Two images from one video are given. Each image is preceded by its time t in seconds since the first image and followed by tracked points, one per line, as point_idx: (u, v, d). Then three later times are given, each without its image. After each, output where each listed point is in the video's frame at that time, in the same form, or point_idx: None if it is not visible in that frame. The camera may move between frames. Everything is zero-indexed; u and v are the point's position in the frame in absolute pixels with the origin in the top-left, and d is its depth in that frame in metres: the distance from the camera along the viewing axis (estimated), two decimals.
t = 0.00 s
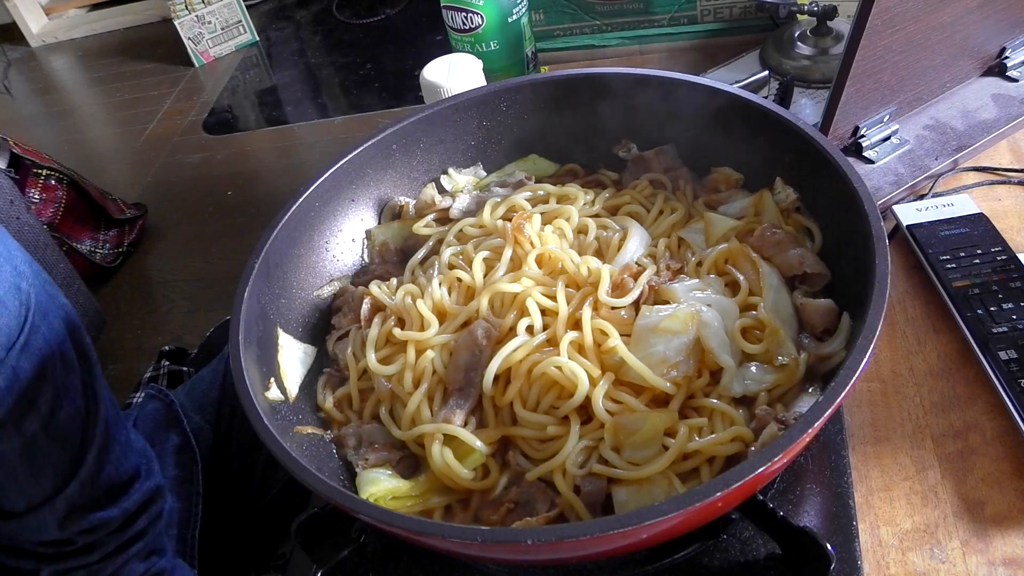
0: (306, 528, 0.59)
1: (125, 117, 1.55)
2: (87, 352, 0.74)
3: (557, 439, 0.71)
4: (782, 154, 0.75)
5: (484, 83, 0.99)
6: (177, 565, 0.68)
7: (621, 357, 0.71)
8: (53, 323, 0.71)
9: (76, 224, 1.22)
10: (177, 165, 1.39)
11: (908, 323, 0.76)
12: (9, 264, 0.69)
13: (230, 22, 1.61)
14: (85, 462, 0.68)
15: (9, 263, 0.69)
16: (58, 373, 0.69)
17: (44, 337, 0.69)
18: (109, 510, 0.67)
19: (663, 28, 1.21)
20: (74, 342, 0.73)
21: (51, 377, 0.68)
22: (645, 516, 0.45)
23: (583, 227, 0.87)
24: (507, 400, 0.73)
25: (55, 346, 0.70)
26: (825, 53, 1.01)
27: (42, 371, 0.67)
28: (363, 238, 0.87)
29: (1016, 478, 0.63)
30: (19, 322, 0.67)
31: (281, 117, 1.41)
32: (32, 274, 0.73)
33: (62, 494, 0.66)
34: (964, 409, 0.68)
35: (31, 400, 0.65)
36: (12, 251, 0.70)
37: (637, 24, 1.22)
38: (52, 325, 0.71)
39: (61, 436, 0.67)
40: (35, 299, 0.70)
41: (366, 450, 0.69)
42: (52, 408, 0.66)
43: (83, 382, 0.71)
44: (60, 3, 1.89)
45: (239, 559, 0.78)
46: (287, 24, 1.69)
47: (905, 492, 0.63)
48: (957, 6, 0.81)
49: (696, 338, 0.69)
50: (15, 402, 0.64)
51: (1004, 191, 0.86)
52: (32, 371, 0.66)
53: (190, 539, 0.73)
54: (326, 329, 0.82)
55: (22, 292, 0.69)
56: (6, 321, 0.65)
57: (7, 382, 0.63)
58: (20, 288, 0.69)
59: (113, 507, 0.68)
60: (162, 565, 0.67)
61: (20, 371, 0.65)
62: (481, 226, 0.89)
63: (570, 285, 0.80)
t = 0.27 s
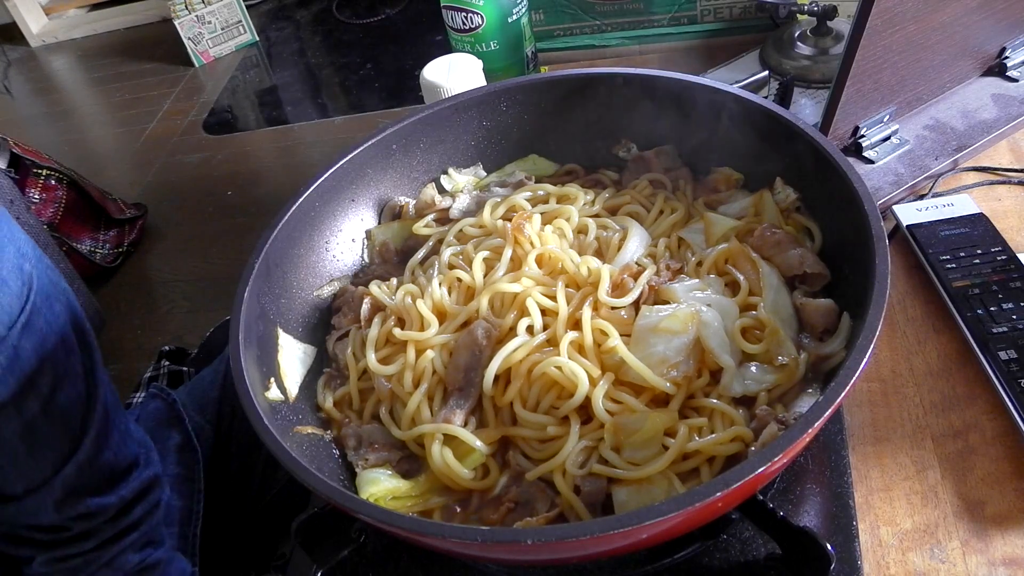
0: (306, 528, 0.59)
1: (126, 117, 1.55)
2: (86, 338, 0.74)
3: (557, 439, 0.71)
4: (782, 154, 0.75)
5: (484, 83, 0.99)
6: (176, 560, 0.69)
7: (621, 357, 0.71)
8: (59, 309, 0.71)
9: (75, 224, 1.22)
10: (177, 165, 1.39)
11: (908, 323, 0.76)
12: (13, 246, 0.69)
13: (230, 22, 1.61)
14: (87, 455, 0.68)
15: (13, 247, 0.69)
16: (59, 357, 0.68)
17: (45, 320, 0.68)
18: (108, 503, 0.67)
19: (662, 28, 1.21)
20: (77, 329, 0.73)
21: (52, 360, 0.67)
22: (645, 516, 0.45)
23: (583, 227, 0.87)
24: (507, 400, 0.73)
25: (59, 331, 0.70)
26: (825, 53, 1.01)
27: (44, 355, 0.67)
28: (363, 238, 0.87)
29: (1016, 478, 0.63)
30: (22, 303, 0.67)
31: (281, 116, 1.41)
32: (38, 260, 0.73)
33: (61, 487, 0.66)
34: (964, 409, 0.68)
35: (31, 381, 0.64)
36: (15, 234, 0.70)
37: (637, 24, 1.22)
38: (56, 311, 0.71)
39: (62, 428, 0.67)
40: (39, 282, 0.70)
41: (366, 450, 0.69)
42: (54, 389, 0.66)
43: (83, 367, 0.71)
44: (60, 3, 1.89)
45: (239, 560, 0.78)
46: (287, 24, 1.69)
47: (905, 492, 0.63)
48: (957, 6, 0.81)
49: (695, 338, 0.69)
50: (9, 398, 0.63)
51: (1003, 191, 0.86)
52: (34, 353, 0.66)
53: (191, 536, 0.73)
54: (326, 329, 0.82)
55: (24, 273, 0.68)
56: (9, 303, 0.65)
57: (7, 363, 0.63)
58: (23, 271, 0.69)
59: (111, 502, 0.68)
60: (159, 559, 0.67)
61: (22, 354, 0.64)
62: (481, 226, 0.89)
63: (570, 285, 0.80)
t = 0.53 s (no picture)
0: (306, 528, 0.59)
1: (126, 118, 1.55)
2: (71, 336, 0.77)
3: (557, 439, 0.71)
4: (782, 154, 0.75)
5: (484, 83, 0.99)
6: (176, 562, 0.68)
7: (621, 357, 0.71)
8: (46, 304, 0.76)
9: (76, 224, 1.22)
10: (177, 165, 1.39)
11: (908, 323, 0.76)
12: (9, 246, 0.74)
13: (230, 22, 1.61)
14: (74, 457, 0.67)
15: (9, 244, 0.73)
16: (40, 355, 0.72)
17: (32, 317, 0.72)
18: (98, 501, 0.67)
19: (663, 28, 1.21)
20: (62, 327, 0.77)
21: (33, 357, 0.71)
22: (645, 516, 0.45)
23: (583, 227, 0.87)
24: (507, 400, 0.73)
25: (45, 327, 0.74)
26: (825, 53, 1.01)
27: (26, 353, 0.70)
28: (363, 238, 0.87)
29: (1015, 478, 0.63)
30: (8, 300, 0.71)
31: (281, 116, 1.41)
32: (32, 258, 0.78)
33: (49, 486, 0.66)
34: (964, 409, 0.68)
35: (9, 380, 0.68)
36: (14, 235, 0.75)
37: (637, 24, 1.22)
38: (44, 307, 0.75)
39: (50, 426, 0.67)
40: (29, 279, 0.74)
41: (366, 450, 0.69)
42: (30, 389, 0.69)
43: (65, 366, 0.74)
44: (60, 3, 1.89)
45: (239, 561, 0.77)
46: (287, 25, 1.69)
47: (905, 492, 0.63)
48: (957, 6, 0.81)
49: (696, 338, 0.69)
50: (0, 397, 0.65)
51: (1004, 191, 0.86)
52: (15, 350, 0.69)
53: (195, 531, 0.71)
54: (326, 329, 0.82)
55: (15, 272, 0.73)
56: None
57: None
58: (13, 271, 0.73)
59: (108, 501, 0.67)
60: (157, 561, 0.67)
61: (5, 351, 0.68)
62: (481, 226, 0.89)
63: (570, 285, 0.80)
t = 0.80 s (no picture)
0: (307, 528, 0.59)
1: (126, 118, 1.55)
2: (68, 327, 0.75)
3: (557, 439, 0.71)
4: (782, 154, 0.75)
5: (484, 83, 0.99)
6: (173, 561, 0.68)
7: (621, 357, 0.71)
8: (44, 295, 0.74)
9: (76, 223, 1.22)
10: (177, 165, 1.39)
11: (908, 323, 0.76)
12: (5, 239, 0.73)
13: (230, 22, 1.61)
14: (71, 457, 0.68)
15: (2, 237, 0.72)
16: (35, 344, 0.70)
17: (28, 306, 0.71)
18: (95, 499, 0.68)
19: (663, 28, 1.21)
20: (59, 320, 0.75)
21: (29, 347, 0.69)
22: (646, 516, 0.45)
23: (583, 227, 0.87)
24: (507, 400, 0.73)
25: (42, 322, 0.72)
26: (825, 53, 1.01)
27: (20, 341, 0.68)
28: (363, 238, 0.87)
29: (1015, 478, 0.63)
30: (4, 289, 0.70)
31: (281, 116, 1.41)
32: (32, 254, 0.77)
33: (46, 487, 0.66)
34: (964, 409, 0.68)
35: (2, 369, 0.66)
36: (12, 230, 0.75)
37: (637, 24, 1.22)
38: (41, 298, 0.73)
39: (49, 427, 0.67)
40: (25, 273, 0.73)
41: (366, 450, 0.69)
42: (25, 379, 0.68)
43: (59, 357, 0.73)
44: (60, 3, 1.89)
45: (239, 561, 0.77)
46: (287, 24, 1.69)
47: (905, 492, 0.63)
48: (957, 6, 0.81)
49: (696, 338, 0.69)
50: None
51: (1003, 191, 0.86)
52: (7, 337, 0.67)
53: (194, 531, 0.71)
54: (326, 329, 0.82)
55: (11, 264, 0.72)
56: None
57: None
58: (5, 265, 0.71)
59: (105, 500, 0.67)
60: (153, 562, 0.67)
61: None
62: (481, 226, 0.89)
63: (570, 285, 0.80)
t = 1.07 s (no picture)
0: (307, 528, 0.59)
1: (125, 118, 1.55)
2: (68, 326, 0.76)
3: (557, 439, 0.71)
4: (782, 154, 0.75)
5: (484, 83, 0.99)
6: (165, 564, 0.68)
7: (621, 357, 0.71)
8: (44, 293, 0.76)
9: (76, 223, 1.22)
10: (177, 165, 1.39)
11: (908, 323, 0.76)
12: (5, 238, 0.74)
13: (229, 22, 1.61)
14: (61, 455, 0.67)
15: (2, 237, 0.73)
16: (34, 341, 0.71)
17: (26, 305, 0.72)
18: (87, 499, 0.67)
19: (663, 28, 1.21)
20: (59, 321, 0.76)
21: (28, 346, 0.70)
22: (645, 516, 0.45)
23: (583, 227, 0.87)
24: (507, 400, 0.73)
25: (39, 320, 0.73)
26: (826, 53, 1.01)
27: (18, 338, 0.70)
28: (363, 238, 0.87)
29: (1015, 478, 0.63)
30: (3, 289, 0.71)
31: (281, 116, 1.41)
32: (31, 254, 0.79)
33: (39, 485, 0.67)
34: (964, 409, 0.68)
35: None
36: (13, 230, 0.76)
37: (638, 24, 1.22)
38: (40, 297, 0.75)
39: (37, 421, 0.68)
40: (24, 271, 0.74)
41: (366, 450, 0.69)
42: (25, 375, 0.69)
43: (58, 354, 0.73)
44: (60, 3, 1.89)
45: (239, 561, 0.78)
46: (287, 25, 1.69)
47: (906, 492, 0.63)
48: (957, 6, 0.81)
49: (696, 338, 0.69)
50: None
51: (1004, 191, 0.86)
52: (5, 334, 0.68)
53: (193, 530, 0.71)
54: (326, 328, 0.82)
55: (10, 263, 0.73)
56: None
57: None
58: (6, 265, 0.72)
59: (105, 499, 0.67)
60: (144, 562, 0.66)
61: None
62: (481, 226, 0.89)
63: (570, 285, 0.80)
